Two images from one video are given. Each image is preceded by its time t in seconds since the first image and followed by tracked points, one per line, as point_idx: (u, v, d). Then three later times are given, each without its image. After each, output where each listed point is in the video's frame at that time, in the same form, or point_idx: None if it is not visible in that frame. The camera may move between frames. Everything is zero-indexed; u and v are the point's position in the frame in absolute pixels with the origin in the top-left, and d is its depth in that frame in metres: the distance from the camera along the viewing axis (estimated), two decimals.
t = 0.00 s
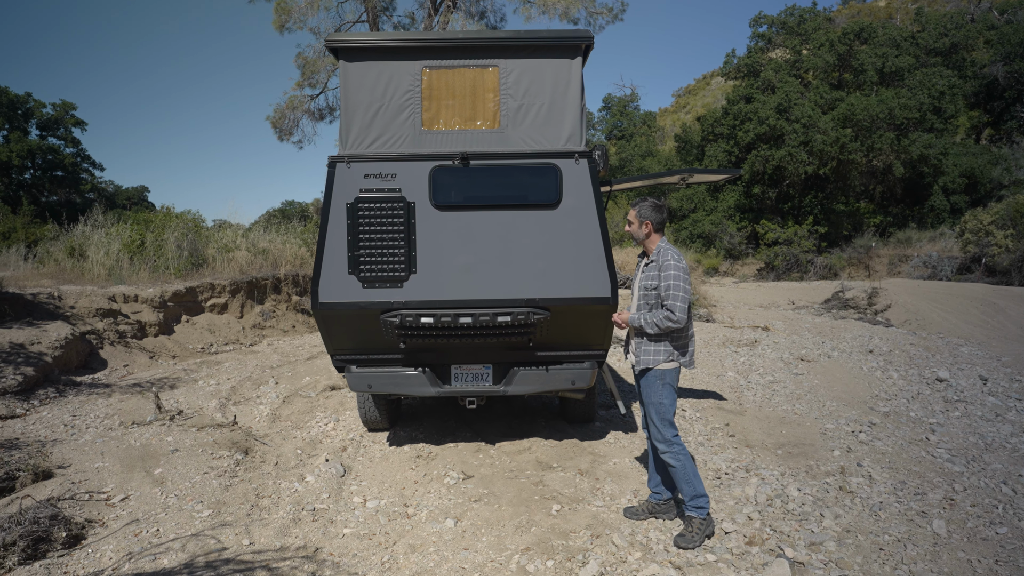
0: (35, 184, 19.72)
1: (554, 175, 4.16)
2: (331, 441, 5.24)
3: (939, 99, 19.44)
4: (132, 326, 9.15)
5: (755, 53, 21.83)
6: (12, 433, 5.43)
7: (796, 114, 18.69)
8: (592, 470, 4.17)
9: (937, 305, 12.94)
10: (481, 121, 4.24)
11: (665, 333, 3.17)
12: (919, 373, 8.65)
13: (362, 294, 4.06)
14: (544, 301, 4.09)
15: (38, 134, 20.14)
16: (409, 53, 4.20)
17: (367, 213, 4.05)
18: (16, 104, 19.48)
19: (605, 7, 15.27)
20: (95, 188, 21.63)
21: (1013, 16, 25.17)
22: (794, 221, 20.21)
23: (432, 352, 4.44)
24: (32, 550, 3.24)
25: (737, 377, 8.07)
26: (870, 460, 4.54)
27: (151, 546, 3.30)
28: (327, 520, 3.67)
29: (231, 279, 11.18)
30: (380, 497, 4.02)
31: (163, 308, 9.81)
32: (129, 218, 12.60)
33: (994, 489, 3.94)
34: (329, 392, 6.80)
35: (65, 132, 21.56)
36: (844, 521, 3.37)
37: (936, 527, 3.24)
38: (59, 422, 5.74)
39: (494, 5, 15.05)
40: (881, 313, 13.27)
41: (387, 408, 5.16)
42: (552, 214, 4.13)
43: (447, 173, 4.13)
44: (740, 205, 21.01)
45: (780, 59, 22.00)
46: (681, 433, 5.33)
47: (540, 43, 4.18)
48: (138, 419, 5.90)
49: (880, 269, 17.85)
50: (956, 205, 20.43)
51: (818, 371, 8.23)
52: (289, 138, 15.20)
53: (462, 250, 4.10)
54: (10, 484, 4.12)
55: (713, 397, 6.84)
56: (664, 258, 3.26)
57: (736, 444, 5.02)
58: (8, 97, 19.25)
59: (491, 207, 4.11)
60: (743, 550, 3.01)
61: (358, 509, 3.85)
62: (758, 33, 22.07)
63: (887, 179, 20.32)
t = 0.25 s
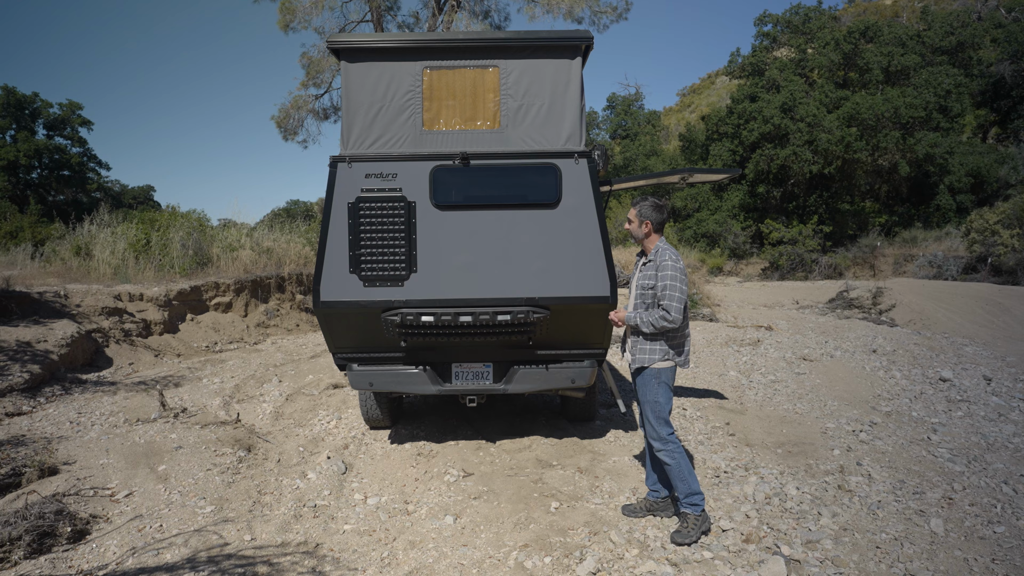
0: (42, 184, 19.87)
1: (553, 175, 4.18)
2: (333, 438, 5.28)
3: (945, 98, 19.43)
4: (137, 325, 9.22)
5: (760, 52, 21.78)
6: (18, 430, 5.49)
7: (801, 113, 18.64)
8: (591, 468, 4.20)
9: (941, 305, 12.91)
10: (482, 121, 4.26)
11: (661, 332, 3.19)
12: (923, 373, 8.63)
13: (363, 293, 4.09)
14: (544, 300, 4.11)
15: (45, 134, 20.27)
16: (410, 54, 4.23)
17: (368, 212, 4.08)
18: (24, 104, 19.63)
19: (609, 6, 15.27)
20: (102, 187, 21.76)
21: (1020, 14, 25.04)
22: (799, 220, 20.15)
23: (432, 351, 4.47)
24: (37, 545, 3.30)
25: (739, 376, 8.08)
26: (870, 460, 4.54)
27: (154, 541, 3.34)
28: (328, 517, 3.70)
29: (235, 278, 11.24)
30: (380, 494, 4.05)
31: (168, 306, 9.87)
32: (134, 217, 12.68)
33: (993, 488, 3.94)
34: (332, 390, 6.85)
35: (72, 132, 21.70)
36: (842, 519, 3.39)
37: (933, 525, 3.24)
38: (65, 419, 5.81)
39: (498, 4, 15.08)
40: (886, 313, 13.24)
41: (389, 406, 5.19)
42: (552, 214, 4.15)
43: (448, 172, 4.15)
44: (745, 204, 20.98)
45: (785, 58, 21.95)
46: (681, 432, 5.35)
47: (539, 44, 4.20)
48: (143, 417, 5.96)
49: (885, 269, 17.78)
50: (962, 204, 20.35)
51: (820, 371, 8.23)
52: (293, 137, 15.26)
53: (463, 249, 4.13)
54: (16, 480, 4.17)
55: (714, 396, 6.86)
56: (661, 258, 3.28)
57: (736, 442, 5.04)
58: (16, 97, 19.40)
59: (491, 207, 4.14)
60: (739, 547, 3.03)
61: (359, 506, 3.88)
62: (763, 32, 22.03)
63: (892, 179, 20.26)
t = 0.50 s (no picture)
0: (53, 184, 20.07)
1: (555, 174, 4.20)
2: (338, 435, 5.33)
3: (954, 96, 19.35)
4: (146, 323, 9.31)
5: (767, 51, 21.70)
6: (29, 426, 5.57)
7: (809, 112, 18.55)
8: (593, 466, 4.22)
9: (949, 305, 12.83)
10: (484, 120, 4.29)
11: (663, 330, 3.21)
12: (930, 372, 8.58)
13: (366, 291, 4.13)
14: (546, 298, 4.14)
15: (55, 134, 20.47)
16: (413, 54, 4.27)
17: (371, 211, 4.12)
18: (34, 104, 19.83)
19: (615, 5, 15.28)
20: (111, 187, 21.95)
21: None
22: (806, 220, 20.06)
23: (436, 349, 4.50)
24: (47, 538, 3.36)
25: (743, 375, 8.08)
26: (873, 458, 4.54)
27: (161, 535, 3.39)
28: (331, 512, 3.74)
29: (242, 277, 11.33)
30: (384, 490, 4.09)
31: (176, 305, 9.97)
32: (143, 216, 12.80)
33: (996, 487, 3.93)
34: (337, 388, 6.90)
35: (81, 132, 21.89)
36: (842, 517, 3.40)
37: (934, 523, 3.25)
38: (74, 416, 5.89)
39: (504, 4, 15.10)
40: (894, 312, 13.17)
41: (393, 404, 5.23)
42: (554, 212, 4.17)
43: (450, 171, 4.18)
44: (752, 203, 20.91)
45: (792, 56, 21.85)
46: (684, 430, 5.36)
47: (542, 43, 4.23)
48: (150, 414, 6.03)
49: (894, 268, 17.67)
50: (972, 203, 20.19)
51: (825, 370, 8.21)
52: (301, 137, 15.35)
53: (465, 247, 4.16)
54: (26, 475, 4.24)
55: (718, 394, 6.86)
56: (662, 256, 3.30)
57: (739, 441, 5.05)
58: (27, 98, 19.60)
59: (493, 206, 4.16)
60: (738, 544, 3.05)
61: (362, 502, 3.92)
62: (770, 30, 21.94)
63: (901, 177, 20.15)
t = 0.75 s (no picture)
0: (63, 182, 20.29)
1: (556, 172, 4.23)
2: (342, 431, 5.38)
3: (965, 93, 19.28)
4: (154, 320, 9.41)
5: (775, 49, 21.60)
6: (39, 421, 5.66)
7: (817, 110, 18.46)
8: (594, 462, 4.25)
9: (958, 304, 12.74)
10: (486, 119, 4.32)
11: (665, 327, 3.23)
12: (936, 372, 8.53)
13: (369, 288, 4.17)
14: (547, 296, 4.16)
15: (65, 133, 20.67)
16: (416, 53, 4.31)
17: (374, 209, 4.16)
18: (45, 104, 20.03)
19: (621, 3, 15.27)
20: (121, 185, 22.14)
21: None
22: (814, 218, 19.95)
23: (438, 345, 4.54)
24: (55, 530, 3.42)
25: (747, 374, 8.07)
26: (874, 456, 4.54)
27: (167, 527, 3.44)
28: (334, 506, 3.79)
29: (249, 275, 11.42)
30: (386, 485, 4.13)
31: (184, 302, 10.06)
32: (152, 215, 12.92)
33: (999, 485, 3.92)
34: (342, 385, 6.96)
35: (91, 131, 22.09)
36: (841, 514, 3.40)
37: (933, 520, 3.25)
38: (83, 411, 5.97)
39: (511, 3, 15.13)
40: (901, 311, 13.09)
41: (396, 400, 5.27)
42: (555, 210, 4.20)
43: (452, 170, 4.22)
44: (759, 202, 20.83)
45: (800, 54, 21.75)
46: (686, 427, 5.37)
47: (543, 42, 4.25)
48: (158, 409, 6.11)
49: (902, 267, 17.55)
50: (982, 202, 19.99)
51: (830, 369, 8.18)
52: (308, 136, 15.43)
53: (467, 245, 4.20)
54: (36, 468, 4.32)
55: (722, 393, 6.86)
56: (662, 252, 3.32)
57: (740, 438, 5.06)
58: (38, 97, 19.81)
59: (495, 204, 4.20)
60: (736, 539, 3.06)
61: (365, 496, 3.97)
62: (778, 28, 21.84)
63: (910, 176, 20.04)
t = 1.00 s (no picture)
0: (78, 181, 20.58)
1: (561, 170, 4.25)
2: (349, 428, 5.43)
3: (980, 91, 19.19)
4: (165, 318, 9.53)
5: (787, 47, 21.45)
6: (53, 415, 5.76)
7: (829, 108, 18.32)
8: (598, 459, 4.26)
9: (971, 304, 12.60)
10: (491, 118, 4.35)
11: (667, 324, 3.23)
12: (947, 372, 8.46)
13: (375, 285, 4.21)
14: (551, 293, 4.18)
15: (80, 133, 20.95)
16: (422, 52, 4.34)
17: (380, 208, 4.20)
18: (60, 103, 20.32)
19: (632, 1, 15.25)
20: (134, 185, 22.40)
21: None
22: (826, 217, 19.80)
23: (443, 343, 4.57)
24: (67, 520, 3.49)
25: (755, 373, 8.04)
26: (880, 456, 4.52)
27: (176, 519, 3.51)
28: (340, 500, 3.84)
29: (260, 273, 11.53)
30: (391, 480, 4.18)
31: (195, 300, 10.18)
32: (164, 213, 13.08)
33: (1006, 486, 3.89)
34: (350, 381, 7.03)
35: (106, 131, 22.37)
36: (844, 512, 3.40)
37: (937, 519, 3.24)
38: (95, 406, 6.08)
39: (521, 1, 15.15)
40: (914, 312, 12.97)
41: (402, 397, 5.31)
42: (559, 208, 4.22)
43: (457, 168, 4.25)
44: (770, 201, 20.70)
45: (813, 52, 21.58)
46: (691, 426, 5.37)
47: (548, 41, 4.27)
48: (168, 405, 6.20)
49: (915, 267, 17.35)
50: (998, 201, 19.46)
51: (839, 369, 8.13)
52: (318, 135, 15.54)
53: (471, 242, 4.22)
54: (49, 461, 4.40)
55: (728, 392, 6.85)
56: (665, 249, 3.32)
57: (745, 437, 5.05)
58: (53, 97, 20.09)
59: (499, 202, 4.22)
60: (737, 536, 3.07)
61: (370, 491, 4.01)
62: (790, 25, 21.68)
63: (923, 174, 19.87)
